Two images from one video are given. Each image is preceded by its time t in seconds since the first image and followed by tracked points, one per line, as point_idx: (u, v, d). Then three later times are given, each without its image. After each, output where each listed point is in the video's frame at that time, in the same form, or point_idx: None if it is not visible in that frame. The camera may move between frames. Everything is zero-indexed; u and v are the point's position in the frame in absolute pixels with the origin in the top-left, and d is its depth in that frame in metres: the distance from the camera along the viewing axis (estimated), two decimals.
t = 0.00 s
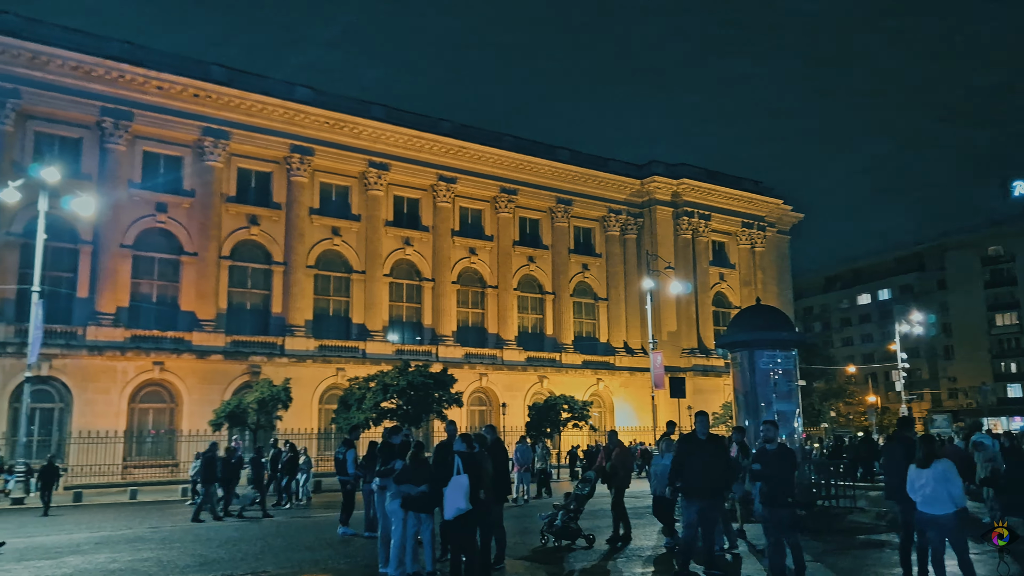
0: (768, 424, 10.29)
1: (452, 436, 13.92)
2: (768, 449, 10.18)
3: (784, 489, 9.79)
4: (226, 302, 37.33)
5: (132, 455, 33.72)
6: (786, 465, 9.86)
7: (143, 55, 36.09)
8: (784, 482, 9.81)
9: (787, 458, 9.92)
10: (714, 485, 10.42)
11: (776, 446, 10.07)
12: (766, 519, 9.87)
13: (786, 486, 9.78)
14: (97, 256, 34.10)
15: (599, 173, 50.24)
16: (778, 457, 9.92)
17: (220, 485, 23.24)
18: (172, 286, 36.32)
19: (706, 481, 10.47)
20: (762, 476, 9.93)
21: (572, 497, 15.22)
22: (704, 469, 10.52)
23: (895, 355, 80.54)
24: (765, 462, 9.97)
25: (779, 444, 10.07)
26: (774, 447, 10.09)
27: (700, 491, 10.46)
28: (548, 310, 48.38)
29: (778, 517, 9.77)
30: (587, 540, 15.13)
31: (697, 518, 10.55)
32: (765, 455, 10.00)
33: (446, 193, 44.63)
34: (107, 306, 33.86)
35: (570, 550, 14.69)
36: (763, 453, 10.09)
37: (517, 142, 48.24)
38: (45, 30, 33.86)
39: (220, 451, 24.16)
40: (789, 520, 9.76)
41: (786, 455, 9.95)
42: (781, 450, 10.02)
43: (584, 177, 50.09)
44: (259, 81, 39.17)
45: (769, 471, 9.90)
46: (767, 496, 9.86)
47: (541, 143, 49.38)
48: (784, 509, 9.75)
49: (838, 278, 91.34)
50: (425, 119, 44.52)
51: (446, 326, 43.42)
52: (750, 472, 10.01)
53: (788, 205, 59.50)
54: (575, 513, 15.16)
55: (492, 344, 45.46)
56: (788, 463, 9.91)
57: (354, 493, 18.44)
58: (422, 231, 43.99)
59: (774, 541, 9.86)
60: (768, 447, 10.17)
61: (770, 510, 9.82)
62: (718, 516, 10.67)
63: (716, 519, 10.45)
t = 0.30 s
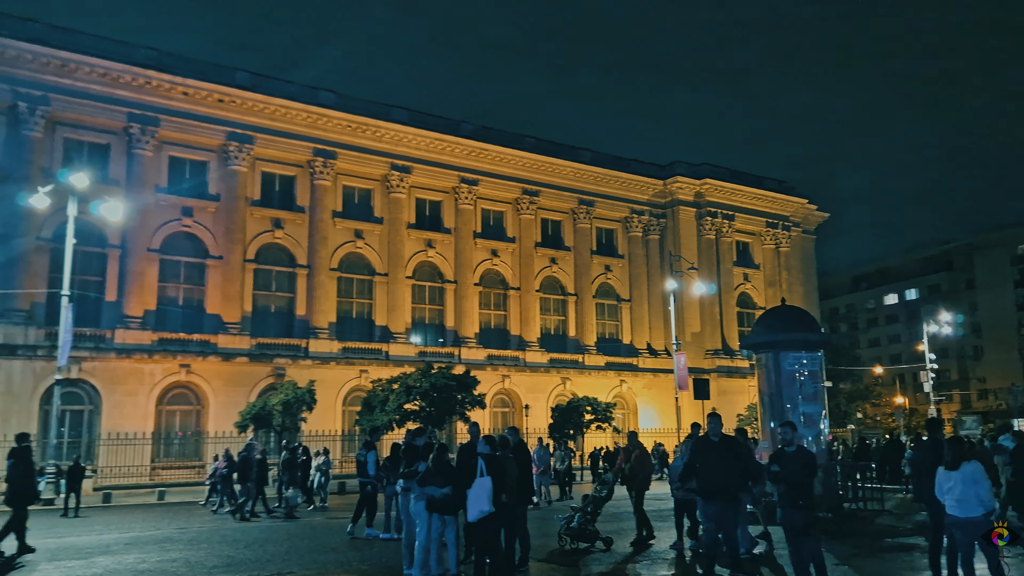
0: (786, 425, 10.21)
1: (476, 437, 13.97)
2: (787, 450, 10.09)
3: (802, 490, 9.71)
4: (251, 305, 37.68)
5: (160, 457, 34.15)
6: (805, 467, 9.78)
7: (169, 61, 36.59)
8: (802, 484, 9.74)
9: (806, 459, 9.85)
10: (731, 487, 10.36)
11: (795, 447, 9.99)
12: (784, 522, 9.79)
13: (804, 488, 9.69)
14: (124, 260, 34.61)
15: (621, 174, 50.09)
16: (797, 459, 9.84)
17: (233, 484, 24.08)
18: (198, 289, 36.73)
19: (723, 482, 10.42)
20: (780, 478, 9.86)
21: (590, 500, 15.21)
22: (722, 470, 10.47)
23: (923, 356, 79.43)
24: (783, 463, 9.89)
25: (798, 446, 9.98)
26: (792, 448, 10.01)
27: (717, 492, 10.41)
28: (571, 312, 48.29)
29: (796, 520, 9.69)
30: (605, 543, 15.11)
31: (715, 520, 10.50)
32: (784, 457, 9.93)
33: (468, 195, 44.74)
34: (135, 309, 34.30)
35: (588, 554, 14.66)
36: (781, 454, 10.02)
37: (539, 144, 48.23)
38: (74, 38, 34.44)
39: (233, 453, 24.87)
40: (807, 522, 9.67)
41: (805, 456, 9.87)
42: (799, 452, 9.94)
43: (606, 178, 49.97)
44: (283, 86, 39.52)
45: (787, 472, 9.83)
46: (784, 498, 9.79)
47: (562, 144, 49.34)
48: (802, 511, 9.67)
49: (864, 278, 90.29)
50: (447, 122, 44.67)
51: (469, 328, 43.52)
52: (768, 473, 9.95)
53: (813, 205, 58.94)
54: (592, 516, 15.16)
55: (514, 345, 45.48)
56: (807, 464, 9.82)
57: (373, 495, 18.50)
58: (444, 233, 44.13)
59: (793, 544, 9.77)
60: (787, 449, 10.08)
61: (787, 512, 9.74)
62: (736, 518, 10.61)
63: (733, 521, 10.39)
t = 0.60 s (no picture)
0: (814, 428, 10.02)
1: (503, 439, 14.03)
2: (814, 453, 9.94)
3: (826, 494, 9.61)
4: (279, 308, 38.06)
5: (191, 458, 34.62)
6: (831, 470, 9.64)
7: (198, 68, 37.07)
8: (828, 488, 9.63)
9: (832, 462, 9.69)
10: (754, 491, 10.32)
11: (823, 451, 9.81)
12: (810, 526, 9.72)
13: (827, 492, 9.59)
14: (156, 264, 35.13)
15: (647, 174, 49.87)
16: (823, 462, 9.70)
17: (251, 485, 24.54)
18: (227, 292, 37.19)
19: (745, 486, 10.39)
20: (804, 482, 9.76)
21: (610, 502, 15.21)
22: (745, 474, 10.44)
23: (957, 357, 78.10)
24: (808, 467, 9.78)
25: (824, 448, 9.83)
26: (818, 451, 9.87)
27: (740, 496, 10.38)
28: (597, 313, 48.15)
29: (822, 524, 9.62)
30: (625, 546, 15.08)
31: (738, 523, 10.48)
32: (808, 460, 9.83)
33: (494, 198, 44.81)
34: (166, 312, 34.82)
35: (609, 556, 14.65)
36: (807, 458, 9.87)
37: (564, 145, 48.18)
38: (106, 46, 35.04)
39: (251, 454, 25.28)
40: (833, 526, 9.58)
41: (831, 459, 9.72)
42: (825, 454, 9.78)
43: (632, 178, 49.80)
44: (310, 90, 39.88)
45: (812, 477, 9.72)
46: (809, 502, 9.71)
47: (587, 145, 49.23)
48: (827, 516, 9.59)
49: (896, 278, 88.93)
50: (472, 124, 44.78)
51: (495, 330, 43.57)
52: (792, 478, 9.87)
53: (843, 204, 58.22)
54: (612, 518, 15.14)
55: (541, 347, 45.47)
56: (834, 468, 9.67)
57: (397, 497, 18.65)
58: (470, 235, 44.25)
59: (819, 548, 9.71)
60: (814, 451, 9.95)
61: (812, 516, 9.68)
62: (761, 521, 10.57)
63: (757, 524, 10.36)
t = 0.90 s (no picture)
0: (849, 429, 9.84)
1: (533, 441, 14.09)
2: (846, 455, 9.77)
3: (858, 497, 9.46)
4: (310, 310, 38.43)
5: (224, 459, 35.08)
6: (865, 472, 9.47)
7: (231, 74, 37.54)
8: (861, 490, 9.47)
9: (864, 464, 9.52)
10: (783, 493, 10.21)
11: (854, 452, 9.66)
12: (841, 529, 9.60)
13: (857, 495, 9.46)
14: (190, 268, 35.65)
15: (677, 174, 49.54)
16: (856, 464, 9.53)
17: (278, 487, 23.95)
18: (260, 295, 37.63)
19: (775, 488, 10.27)
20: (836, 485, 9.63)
21: (633, 505, 15.17)
22: (774, 476, 10.32)
23: (995, 358, 76.52)
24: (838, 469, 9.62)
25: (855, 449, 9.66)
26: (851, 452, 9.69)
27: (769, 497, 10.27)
28: (627, 315, 47.91)
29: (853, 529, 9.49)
30: (649, 548, 15.02)
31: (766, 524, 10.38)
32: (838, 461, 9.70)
33: (523, 199, 44.82)
34: (200, 315, 35.40)
35: (632, 559, 14.61)
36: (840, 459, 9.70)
37: (593, 146, 48.02)
38: (141, 53, 35.66)
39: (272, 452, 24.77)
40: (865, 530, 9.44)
41: (863, 461, 9.54)
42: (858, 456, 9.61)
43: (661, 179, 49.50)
44: (340, 95, 40.21)
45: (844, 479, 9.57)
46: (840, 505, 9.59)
47: (616, 146, 49.04)
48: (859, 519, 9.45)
49: (932, 278, 87.33)
50: (500, 126, 44.81)
51: (524, 331, 43.59)
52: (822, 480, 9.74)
53: (877, 203, 57.33)
54: (635, 521, 15.08)
55: (570, 349, 45.37)
56: (867, 470, 9.48)
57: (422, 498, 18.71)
58: (498, 237, 44.31)
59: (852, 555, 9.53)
60: (845, 453, 9.82)
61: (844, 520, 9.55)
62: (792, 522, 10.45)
63: (785, 526, 10.26)
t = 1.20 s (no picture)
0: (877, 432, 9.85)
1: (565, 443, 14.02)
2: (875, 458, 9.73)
3: (891, 501, 9.34)
4: (342, 312, 38.75)
5: (260, 459, 35.54)
6: (896, 476, 9.40)
7: (264, 79, 37.99)
8: (894, 494, 9.35)
9: (896, 468, 9.45)
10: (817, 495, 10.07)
11: (883, 454, 9.64)
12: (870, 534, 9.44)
13: (891, 499, 9.32)
14: (225, 271, 36.17)
15: (708, 174, 49.14)
16: (888, 468, 9.47)
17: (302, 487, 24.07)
18: (293, 298, 38.03)
19: (808, 491, 10.15)
20: (869, 487, 9.51)
21: (657, 507, 15.08)
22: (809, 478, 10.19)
23: None
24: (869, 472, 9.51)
25: (887, 453, 9.59)
26: (880, 456, 9.63)
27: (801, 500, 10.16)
28: (658, 316, 47.59)
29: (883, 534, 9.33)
30: (672, 552, 14.94)
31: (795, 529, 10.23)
32: (871, 465, 9.58)
33: (553, 201, 44.75)
34: (235, 317, 35.84)
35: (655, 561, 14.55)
36: (871, 463, 9.65)
37: (623, 147, 47.79)
38: (176, 61, 36.26)
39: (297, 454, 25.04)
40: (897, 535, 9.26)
41: (893, 464, 9.49)
42: (889, 459, 9.54)
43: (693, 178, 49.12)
44: (371, 99, 40.47)
45: (877, 482, 9.46)
46: (872, 508, 9.45)
47: (647, 146, 48.78)
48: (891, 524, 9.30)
49: (971, 277, 85.53)
50: (530, 128, 44.81)
51: (555, 333, 43.53)
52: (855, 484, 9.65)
53: (913, 201, 56.31)
54: (658, 523, 14.98)
55: (601, 350, 45.21)
56: (899, 473, 9.40)
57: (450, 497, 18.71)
58: (529, 238, 44.31)
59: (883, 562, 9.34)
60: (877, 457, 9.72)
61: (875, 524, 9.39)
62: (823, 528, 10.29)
63: (815, 530, 10.13)
